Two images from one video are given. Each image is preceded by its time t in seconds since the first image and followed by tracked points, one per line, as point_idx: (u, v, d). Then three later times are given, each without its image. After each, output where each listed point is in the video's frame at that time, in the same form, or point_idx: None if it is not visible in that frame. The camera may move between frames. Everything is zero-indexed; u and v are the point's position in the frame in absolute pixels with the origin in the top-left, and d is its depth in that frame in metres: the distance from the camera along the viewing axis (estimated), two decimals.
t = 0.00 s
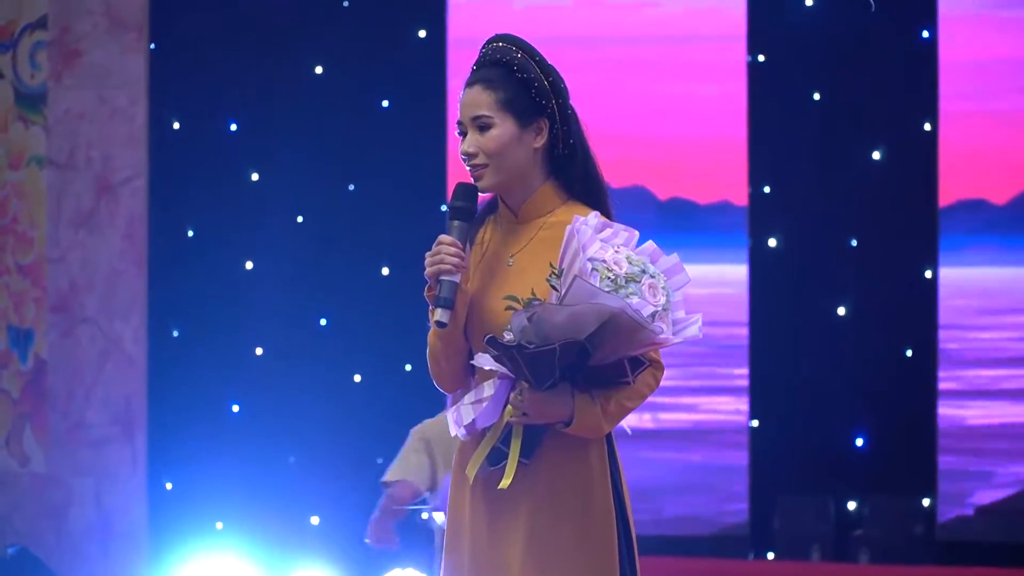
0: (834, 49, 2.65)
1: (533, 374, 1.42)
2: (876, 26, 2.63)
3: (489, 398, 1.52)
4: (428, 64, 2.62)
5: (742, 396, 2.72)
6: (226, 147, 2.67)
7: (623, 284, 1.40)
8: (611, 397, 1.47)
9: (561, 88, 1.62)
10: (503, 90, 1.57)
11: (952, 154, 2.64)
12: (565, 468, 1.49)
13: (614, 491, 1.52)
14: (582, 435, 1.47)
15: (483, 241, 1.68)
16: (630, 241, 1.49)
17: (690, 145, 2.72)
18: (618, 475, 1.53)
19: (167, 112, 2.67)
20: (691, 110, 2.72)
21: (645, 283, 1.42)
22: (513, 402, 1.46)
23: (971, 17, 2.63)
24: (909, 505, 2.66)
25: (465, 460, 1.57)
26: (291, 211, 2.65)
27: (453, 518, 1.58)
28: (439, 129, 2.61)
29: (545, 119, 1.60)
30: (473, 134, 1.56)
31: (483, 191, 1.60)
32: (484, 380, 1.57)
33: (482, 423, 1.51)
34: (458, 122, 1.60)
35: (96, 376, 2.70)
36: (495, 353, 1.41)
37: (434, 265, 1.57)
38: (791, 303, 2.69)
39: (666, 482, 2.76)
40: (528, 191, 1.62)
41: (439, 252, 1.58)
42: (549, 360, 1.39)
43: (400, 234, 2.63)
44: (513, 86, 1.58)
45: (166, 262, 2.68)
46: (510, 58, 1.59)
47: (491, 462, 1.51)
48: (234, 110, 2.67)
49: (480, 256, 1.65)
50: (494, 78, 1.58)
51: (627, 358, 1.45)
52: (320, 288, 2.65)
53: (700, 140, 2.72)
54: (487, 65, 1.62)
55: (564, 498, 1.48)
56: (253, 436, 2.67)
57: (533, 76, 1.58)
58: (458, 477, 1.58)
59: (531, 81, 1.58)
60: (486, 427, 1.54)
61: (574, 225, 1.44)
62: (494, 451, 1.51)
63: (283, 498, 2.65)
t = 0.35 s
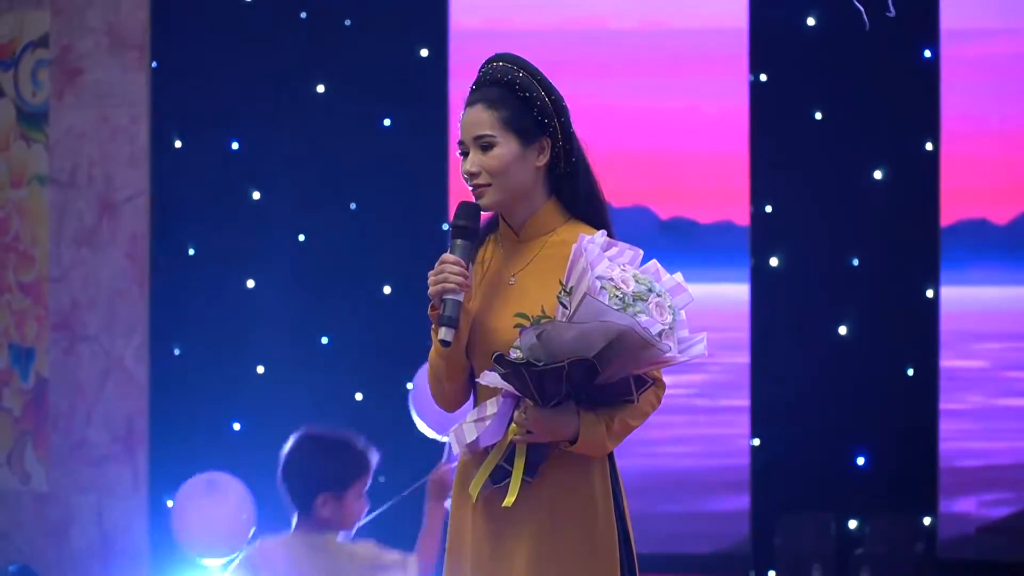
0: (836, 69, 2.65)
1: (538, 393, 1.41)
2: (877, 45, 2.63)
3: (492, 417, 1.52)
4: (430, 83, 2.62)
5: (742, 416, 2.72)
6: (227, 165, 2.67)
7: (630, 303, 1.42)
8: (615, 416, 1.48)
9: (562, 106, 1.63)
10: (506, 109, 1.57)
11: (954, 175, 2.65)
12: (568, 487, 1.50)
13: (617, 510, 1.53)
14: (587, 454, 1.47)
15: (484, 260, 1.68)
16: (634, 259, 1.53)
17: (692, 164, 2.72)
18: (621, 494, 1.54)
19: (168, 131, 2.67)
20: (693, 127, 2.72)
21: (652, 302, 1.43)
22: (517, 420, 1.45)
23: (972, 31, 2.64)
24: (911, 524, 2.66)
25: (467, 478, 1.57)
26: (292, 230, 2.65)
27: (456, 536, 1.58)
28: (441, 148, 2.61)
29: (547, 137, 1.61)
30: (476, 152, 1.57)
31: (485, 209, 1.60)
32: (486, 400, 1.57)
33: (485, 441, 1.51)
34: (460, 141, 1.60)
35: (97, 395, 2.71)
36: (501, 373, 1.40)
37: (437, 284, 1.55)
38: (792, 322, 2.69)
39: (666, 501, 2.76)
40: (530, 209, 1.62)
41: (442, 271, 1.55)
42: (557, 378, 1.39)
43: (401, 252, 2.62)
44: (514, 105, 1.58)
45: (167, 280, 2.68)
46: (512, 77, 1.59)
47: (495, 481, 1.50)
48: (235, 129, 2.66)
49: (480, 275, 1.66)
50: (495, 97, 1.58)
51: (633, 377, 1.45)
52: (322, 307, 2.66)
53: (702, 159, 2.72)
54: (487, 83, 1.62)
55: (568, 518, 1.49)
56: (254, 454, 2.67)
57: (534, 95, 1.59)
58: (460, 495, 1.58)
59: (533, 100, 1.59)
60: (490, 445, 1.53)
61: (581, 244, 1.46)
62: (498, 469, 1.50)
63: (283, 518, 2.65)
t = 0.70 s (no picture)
0: (836, 76, 2.65)
1: (546, 400, 1.39)
2: (877, 53, 2.63)
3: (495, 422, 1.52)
4: (430, 90, 2.62)
5: (741, 424, 2.73)
6: (227, 172, 2.67)
7: (640, 310, 1.42)
8: (619, 422, 1.48)
9: (563, 113, 1.64)
10: (508, 116, 1.58)
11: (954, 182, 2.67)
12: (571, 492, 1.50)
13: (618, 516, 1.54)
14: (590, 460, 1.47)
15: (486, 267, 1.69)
16: (639, 267, 1.54)
17: (692, 172, 2.73)
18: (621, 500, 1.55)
19: (168, 138, 2.67)
20: (694, 133, 2.72)
21: (660, 309, 1.44)
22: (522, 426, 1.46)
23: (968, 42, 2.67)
24: (911, 531, 2.66)
25: (468, 484, 1.57)
26: (292, 237, 2.65)
27: (455, 540, 1.58)
28: (441, 156, 2.62)
29: (549, 144, 1.62)
30: (479, 161, 1.57)
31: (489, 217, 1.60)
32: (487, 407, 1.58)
33: (488, 448, 1.49)
34: (461, 150, 1.60)
35: (97, 402, 2.70)
36: (511, 379, 1.37)
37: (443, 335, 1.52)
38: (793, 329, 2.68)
39: (665, 508, 2.76)
40: (533, 217, 1.63)
41: (449, 325, 1.52)
42: (565, 384, 1.37)
43: (401, 259, 2.63)
44: (516, 112, 1.59)
45: (167, 287, 2.68)
46: (512, 84, 1.60)
47: (498, 487, 1.50)
48: (235, 136, 2.67)
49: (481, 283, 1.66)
50: (497, 105, 1.59)
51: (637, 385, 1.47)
52: (322, 315, 2.66)
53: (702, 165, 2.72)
54: (488, 91, 1.62)
55: (571, 525, 1.49)
56: (253, 462, 2.67)
57: (536, 101, 1.60)
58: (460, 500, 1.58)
59: (535, 107, 1.60)
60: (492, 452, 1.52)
61: (591, 250, 1.47)
62: (501, 476, 1.50)
63: (282, 525, 2.65)
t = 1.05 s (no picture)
0: (844, 74, 2.57)
1: (561, 411, 1.36)
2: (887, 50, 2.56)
3: (500, 440, 1.45)
4: (426, 89, 2.54)
5: (746, 430, 2.67)
6: (218, 173, 2.59)
7: (653, 313, 1.36)
8: (631, 429, 1.44)
9: (562, 109, 1.57)
10: (505, 116, 1.50)
11: (965, 183, 2.62)
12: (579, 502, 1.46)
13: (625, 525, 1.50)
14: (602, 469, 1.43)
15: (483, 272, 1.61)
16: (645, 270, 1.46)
17: (698, 173, 2.65)
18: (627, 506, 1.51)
19: (157, 138, 2.60)
20: (698, 133, 2.65)
21: (673, 312, 1.38)
22: (531, 437, 1.40)
23: (979, 41, 2.61)
24: (922, 541, 2.58)
25: (471, 489, 1.52)
26: (285, 240, 2.58)
27: (457, 545, 1.54)
28: (438, 156, 2.54)
29: (549, 142, 1.55)
30: (477, 164, 1.50)
31: (489, 221, 1.53)
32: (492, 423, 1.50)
33: (499, 463, 1.43)
34: (457, 152, 1.53)
35: (84, 409, 2.62)
36: (524, 388, 1.34)
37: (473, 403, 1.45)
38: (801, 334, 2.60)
39: (670, 518, 2.68)
40: (533, 219, 1.56)
41: (481, 395, 1.44)
42: (580, 392, 1.34)
43: (397, 263, 2.55)
44: (514, 111, 1.51)
45: (156, 291, 2.61)
46: (509, 82, 1.52)
47: (506, 499, 1.44)
48: (226, 136, 2.59)
49: (479, 291, 1.58)
50: (493, 104, 1.51)
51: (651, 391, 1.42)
52: (315, 320, 2.58)
53: (705, 164, 2.65)
54: (483, 90, 1.54)
55: (579, 536, 1.45)
56: (245, 471, 2.59)
57: (534, 99, 1.53)
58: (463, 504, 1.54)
59: (534, 105, 1.52)
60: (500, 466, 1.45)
61: (599, 253, 1.40)
62: (509, 488, 1.44)
63: (274, 536, 2.58)
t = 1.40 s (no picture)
0: (846, 74, 2.55)
1: (583, 415, 1.36)
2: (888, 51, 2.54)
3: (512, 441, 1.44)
4: (425, 90, 2.53)
5: (747, 433, 2.64)
6: (215, 175, 2.58)
7: (676, 312, 1.40)
8: (645, 428, 1.46)
9: (564, 110, 1.57)
10: (511, 117, 1.49)
11: (968, 185, 2.59)
12: (589, 502, 1.48)
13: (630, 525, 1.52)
14: (615, 470, 1.45)
15: (484, 274, 1.60)
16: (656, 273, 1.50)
17: (698, 175, 2.64)
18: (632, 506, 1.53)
19: (154, 140, 2.58)
20: (699, 135, 2.63)
21: (692, 312, 1.43)
22: (545, 439, 1.41)
23: (981, 41, 2.59)
24: (923, 544, 2.58)
25: (477, 493, 1.52)
26: (283, 242, 2.56)
27: (461, 545, 1.53)
28: (437, 157, 2.52)
29: (552, 144, 1.55)
30: (485, 165, 1.48)
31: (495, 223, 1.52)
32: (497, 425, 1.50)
33: (514, 465, 1.42)
34: (461, 154, 1.51)
35: (81, 412, 2.61)
36: (551, 388, 1.33)
37: (485, 408, 1.44)
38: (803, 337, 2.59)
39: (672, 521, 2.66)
40: (535, 222, 1.56)
41: (495, 400, 1.42)
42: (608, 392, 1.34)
43: (396, 264, 2.54)
44: (518, 114, 1.51)
45: (153, 294, 2.59)
46: (512, 84, 1.51)
47: (519, 502, 1.45)
48: (223, 137, 2.57)
49: (481, 295, 1.58)
50: (498, 106, 1.50)
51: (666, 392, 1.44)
52: (313, 322, 2.56)
53: (705, 163, 2.64)
54: (486, 91, 1.53)
55: (588, 537, 1.47)
56: (243, 475, 2.58)
57: (537, 100, 1.52)
58: (470, 504, 1.53)
59: (538, 106, 1.52)
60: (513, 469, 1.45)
61: (620, 253, 1.44)
62: (521, 490, 1.45)
63: (272, 540, 2.57)
